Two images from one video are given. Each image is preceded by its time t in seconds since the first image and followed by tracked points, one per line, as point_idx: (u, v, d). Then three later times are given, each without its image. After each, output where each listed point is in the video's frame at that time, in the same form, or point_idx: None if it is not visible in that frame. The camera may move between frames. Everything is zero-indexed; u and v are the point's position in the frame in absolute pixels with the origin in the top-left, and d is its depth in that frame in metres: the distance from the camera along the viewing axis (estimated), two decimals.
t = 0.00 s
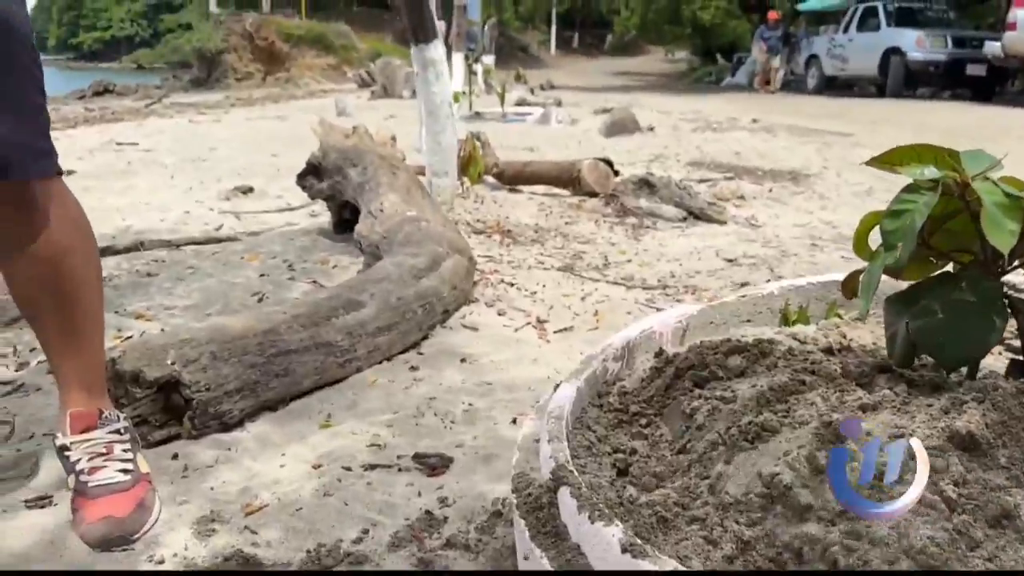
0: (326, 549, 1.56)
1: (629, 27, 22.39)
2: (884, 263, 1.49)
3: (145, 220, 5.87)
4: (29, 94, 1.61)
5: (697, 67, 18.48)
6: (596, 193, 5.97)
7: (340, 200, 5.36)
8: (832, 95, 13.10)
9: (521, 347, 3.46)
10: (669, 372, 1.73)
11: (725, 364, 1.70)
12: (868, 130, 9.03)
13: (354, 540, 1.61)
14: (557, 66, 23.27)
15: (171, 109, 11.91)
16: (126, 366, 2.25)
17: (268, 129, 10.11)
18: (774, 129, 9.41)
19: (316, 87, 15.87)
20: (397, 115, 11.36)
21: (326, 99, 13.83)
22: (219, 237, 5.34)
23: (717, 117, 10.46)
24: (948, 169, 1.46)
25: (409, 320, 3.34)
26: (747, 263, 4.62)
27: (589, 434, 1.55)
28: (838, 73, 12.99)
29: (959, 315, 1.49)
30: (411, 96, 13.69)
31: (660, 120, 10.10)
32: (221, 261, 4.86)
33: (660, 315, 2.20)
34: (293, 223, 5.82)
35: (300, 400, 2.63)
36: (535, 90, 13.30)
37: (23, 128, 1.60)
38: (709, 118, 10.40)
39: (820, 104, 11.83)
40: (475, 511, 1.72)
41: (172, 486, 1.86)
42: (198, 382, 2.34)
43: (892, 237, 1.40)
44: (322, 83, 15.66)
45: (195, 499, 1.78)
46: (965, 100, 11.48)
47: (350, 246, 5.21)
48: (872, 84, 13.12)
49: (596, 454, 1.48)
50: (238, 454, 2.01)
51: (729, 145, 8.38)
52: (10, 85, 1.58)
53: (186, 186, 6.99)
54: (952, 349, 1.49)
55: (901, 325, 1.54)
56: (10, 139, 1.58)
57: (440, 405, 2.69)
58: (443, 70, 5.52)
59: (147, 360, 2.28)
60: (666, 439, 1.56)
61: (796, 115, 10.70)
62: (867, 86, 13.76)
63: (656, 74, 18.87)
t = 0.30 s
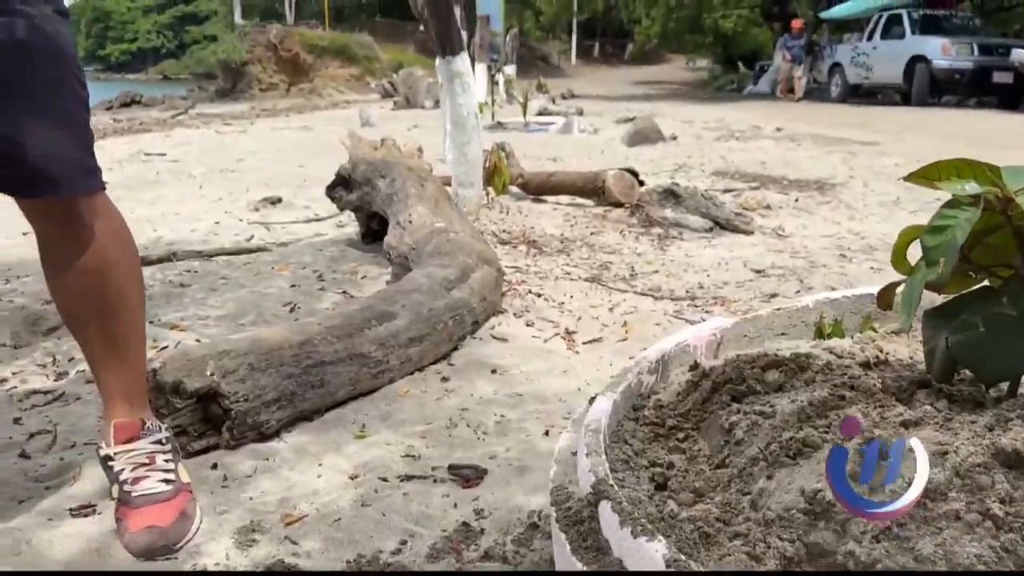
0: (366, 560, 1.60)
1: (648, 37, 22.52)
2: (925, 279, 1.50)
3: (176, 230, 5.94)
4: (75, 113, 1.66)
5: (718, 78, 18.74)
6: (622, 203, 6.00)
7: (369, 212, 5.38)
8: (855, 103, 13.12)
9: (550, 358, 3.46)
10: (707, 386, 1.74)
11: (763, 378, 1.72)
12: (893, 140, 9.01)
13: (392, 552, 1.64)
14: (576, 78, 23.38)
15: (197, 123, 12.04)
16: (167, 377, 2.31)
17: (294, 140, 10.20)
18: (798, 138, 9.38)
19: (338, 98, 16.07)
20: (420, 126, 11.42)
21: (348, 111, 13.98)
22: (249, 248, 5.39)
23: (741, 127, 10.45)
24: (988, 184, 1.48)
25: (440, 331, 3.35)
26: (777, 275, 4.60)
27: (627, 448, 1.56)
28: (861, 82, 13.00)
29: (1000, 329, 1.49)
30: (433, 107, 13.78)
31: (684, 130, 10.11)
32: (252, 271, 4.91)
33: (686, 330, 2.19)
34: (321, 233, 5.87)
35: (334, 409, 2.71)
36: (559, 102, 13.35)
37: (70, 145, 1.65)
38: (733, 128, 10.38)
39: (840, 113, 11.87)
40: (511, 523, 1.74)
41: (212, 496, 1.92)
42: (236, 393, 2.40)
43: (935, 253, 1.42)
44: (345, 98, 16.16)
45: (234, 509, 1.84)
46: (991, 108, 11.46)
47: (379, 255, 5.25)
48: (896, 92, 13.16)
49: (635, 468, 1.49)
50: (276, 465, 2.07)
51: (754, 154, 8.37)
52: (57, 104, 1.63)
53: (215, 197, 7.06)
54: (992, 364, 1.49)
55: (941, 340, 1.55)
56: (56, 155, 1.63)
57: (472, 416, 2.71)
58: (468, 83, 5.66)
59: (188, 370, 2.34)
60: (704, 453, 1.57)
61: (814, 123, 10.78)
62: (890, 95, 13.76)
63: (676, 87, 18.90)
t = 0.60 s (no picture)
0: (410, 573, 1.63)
1: (673, 49, 22.56)
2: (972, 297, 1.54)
3: (210, 243, 6.01)
4: (127, 133, 1.71)
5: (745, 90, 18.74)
6: (650, 216, 6.00)
7: (401, 225, 5.43)
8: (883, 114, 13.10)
9: (583, 372, 3.47)
10: (750, 403, 1.76)
11: (806, 397, 1.73)
12: (923, 151, 8.96)
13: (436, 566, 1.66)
14: (600, 91, 23.46)
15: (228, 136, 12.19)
16: (212, 391, 2.35)
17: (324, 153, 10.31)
18: (827, 149, 9.34)
19: (364, 111, 16.23)
20: (447, 138, 11.48)
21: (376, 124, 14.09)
22: (282, 260, 5.45)
23: (769, 138, 10.42)
24: None
25: (474, 345, 3.37)
26: (811, 288, 4.57)
27: (671, 466, 1.57)
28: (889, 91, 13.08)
29: None
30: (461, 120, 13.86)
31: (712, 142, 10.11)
32: (286, 283, 4.97)
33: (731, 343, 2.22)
34: (353, 246, 5.92)
35: (372, 424, 2.76)
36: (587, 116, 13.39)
37: (122, 164, 1.69)
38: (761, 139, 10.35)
39: (870, 124, 11.85)
40: (552, 538, 1.75)
41: (256, 508, 1.97)
42: (279, 406, 2.45)
43: (984, 272, 1.46)
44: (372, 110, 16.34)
45: (279, 521, 1.88)
46: (1020, 116, 11.51)
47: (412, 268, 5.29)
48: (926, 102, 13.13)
49: (679, 486, 1.51)
50: (319, 478, 2.10)
51: (783, 165, 8.35)
52: (110, 124, 1.68)
53: (248, 209, 7.14)
54: None
55: (988, 359, 1.56)
56: (108, 174, 1.67)
57: (509, 430, 2.72)
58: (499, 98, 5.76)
59: (233, 385, 2.39)
60: (747, 472, 1.59)
61: (844, 134, 10.75)
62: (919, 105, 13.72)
63: (703, 100, 18.93)
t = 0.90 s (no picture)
0: None
1: (697, 60, 22.60)
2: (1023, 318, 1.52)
3: (242, 257, 6.07)
4: (178, 151, 1.75)
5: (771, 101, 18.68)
6: (678, 229, 5.98)
7: (431, 239, 5.45)
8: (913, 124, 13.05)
9: (617, 387, 3.47)
10: (792, 422, 1.80)
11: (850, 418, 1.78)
12: (954, 162, 8.89)
13: None
14: (625, 104, 23.55)
15: (259, 151, 12.34)
16: (254, 406, 2.37)
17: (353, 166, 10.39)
18: (856, 161, 9.29)
19: (391, 125, 16.40)
20: (474, 151, 11.53)
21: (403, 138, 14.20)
22: (314, 274, 5.49)
23: (797, 150, 10.39)
24: None
25: (508, 359, 3.37)
26: (844, 303, 4.54)
27: (713, 486, 1.61)
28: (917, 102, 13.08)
29: None
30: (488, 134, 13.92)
31: (740, 155, 10.09)
32: (319, 297, 5.00)
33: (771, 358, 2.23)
34: (383, 259, 5.96)
35: (409, 438, 2.78)
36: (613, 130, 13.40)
37: (174, 182, 1.74)
38: (790, 152, 10.31)
39: (901, 135, 11.79)
40: (594, 556, 1.75)
41: (298, 521, 1.99)
42: (320, 420, 2.48)
43: None
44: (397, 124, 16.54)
45: (321, 535, 1.90)
46: None
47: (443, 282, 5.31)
48: (956, 112, 13.07)
49: (721, 506, 1.55)
50: (359, 493, 2.12)
51: (811, 177, 8.31)
52: (162, 142, 1.73)
53: (280, 223, 7.21)
54: None
55: None
56: (160, 191, 1.71)
57: (545, 446, 2.72)
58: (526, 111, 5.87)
59: (273, 399, 2.41)
60: (792, 492, 1.62)
61: (875, 146, 10.67)
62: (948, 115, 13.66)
63: (729, 112, 18.91)
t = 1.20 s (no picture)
0: None
1: (721, 71, 22.62)
2: None
3: (272, 271, 6.12)
4: (226, 170, 1.81)
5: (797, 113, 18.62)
6: (706, 242, 5.95)
7: (460, 253, 5.46)
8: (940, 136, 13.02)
9: (649, 403, 3.46)
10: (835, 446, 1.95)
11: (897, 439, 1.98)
12: (983, 174, 8.82)
13: None
14: (649, 116, 23.59)
15: (285, 164, 12.48)
16: (294, 422, 2.45)
17: (379, 180, 10.48)
18: (884, 173, 9.23)
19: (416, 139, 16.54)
20: (498, 164, 11.59)
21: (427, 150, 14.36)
22: (344, 288, 5.53)
23: (824, 162, 10.36)
24: None
25: (541, 376, 3.37)
26: (878, 319, 4.49)
27: (755, 508, 1.73)
28: (945, 113, 13.01)
29: None
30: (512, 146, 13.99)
31: (766, 167, 10.07)
32: (350, 311, 5.04)
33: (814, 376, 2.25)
34: (412, 273, 5.99)
35: (444, 455, 2.78)
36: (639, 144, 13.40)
37: (222, 201, 1.79)
38: (816, 164, 10.28)
39: (929, 146, 11.69)
40: None
41: (336, 538, 2.00)
42: (357, 437, 2.51)
43: None
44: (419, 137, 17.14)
45: (360, 552, 1.91)
46: None
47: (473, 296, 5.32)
48: (984, 123, 13.02)
49: (763, 529, 1.67)
50: (396, 511, 2.12)
51: (839, 190, 8.26)
52: (211, 163, 1.79)
53: (309, 237, 7.28)
54: None
55: None
56: (209, 210, 1.77)
57: (579, 464, 2.71)
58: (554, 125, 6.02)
59: (312, 417, 2.47)
60: (833, 514, 1.74)
61: (904, 158, 10.59)
62: (977, 126, 13.59)
63: (754, 124, 18.88)
